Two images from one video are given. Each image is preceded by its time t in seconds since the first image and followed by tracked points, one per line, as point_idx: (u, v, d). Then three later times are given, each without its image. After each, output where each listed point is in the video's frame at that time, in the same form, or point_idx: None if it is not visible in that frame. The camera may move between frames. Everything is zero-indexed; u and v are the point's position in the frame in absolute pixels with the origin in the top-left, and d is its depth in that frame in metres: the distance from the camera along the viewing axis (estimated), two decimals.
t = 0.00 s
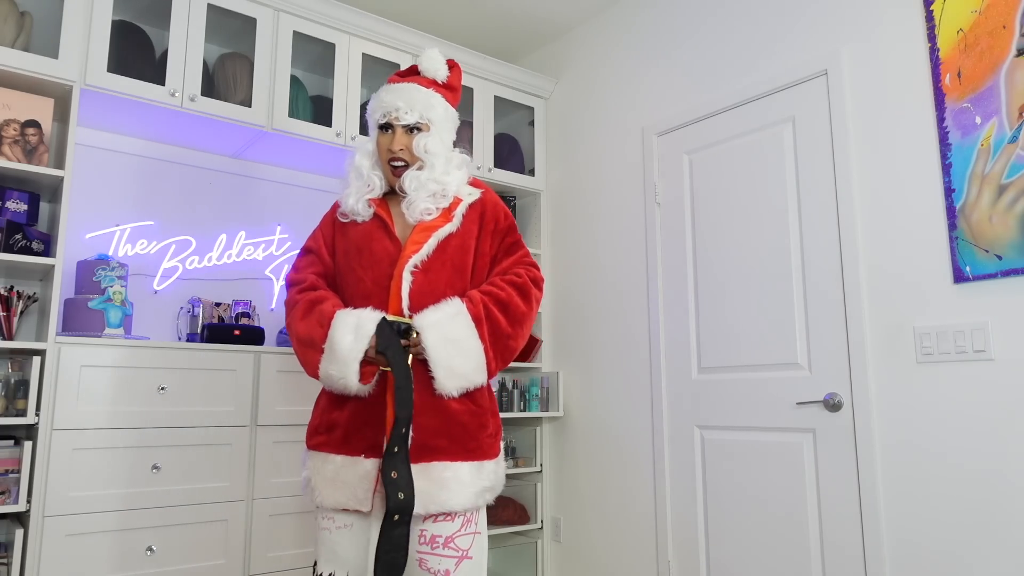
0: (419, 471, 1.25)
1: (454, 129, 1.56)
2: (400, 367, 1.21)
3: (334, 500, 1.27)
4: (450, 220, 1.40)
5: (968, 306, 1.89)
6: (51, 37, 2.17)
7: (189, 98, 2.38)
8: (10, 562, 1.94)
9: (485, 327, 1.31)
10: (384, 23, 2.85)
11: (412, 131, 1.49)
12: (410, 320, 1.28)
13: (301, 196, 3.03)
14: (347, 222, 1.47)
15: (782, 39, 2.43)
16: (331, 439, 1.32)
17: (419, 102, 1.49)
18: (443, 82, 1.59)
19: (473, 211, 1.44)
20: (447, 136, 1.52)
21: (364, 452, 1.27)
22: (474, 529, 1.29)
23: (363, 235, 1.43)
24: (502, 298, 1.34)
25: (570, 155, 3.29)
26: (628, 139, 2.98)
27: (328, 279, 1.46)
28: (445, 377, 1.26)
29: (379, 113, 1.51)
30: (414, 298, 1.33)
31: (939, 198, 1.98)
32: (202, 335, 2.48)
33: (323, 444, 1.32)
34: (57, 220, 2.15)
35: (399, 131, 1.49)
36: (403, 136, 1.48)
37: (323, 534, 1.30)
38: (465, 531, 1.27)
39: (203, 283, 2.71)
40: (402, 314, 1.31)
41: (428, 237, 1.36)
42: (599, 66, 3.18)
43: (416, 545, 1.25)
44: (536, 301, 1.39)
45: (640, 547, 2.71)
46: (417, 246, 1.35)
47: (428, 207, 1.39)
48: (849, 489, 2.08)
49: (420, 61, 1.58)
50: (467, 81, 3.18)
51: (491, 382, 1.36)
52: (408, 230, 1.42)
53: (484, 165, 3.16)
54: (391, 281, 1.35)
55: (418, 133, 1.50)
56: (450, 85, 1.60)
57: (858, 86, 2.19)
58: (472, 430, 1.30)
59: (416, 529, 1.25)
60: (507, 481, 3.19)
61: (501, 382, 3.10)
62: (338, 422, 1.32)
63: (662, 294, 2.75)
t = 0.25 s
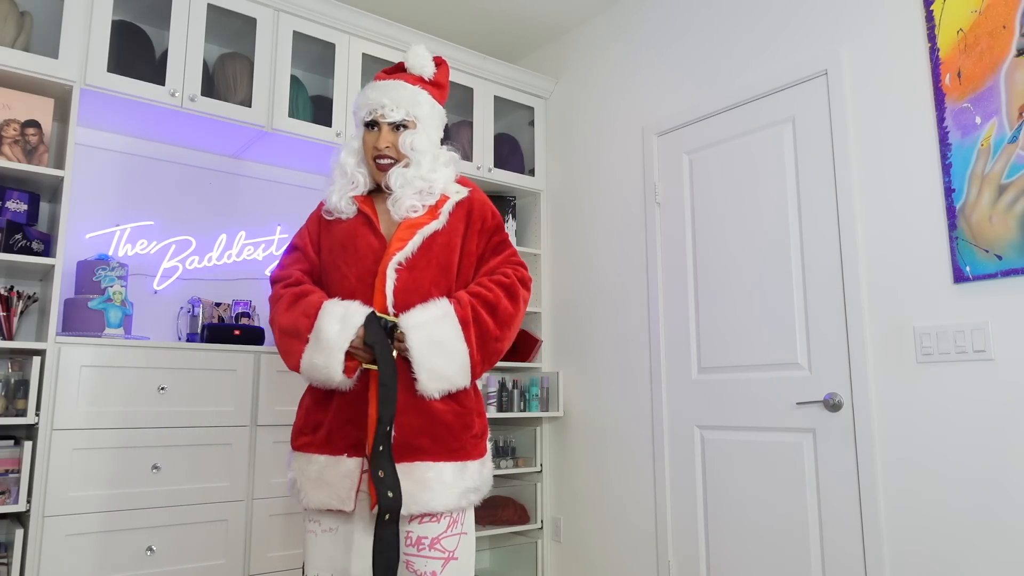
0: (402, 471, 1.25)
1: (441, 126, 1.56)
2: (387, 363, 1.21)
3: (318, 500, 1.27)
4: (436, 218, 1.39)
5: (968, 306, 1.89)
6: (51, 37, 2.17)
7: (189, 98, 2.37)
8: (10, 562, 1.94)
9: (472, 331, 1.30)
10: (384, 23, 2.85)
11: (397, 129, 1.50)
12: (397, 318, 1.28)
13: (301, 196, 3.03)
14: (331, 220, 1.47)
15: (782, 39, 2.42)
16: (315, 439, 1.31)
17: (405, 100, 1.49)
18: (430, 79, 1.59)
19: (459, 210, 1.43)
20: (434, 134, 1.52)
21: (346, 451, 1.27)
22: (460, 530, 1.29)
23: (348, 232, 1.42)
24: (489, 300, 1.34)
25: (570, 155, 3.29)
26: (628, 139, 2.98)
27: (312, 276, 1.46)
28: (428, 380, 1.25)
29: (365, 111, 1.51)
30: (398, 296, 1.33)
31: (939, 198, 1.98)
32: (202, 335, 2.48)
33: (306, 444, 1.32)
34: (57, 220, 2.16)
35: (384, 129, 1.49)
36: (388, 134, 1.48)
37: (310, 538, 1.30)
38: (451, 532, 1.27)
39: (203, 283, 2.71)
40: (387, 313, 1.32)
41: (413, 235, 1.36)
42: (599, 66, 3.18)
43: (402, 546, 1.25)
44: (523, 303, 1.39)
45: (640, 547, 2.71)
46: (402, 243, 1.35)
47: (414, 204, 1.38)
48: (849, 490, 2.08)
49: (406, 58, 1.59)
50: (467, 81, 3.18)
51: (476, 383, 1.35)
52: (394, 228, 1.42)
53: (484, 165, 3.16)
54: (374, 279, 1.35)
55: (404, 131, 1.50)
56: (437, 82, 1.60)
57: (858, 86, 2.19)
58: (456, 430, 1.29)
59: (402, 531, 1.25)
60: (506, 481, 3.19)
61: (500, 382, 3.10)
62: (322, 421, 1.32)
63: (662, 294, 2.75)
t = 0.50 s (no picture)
0: (396, 472, 1.25)
1: (435, 126, 1.56)
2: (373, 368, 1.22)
3: (312, 503, 1.26)
4: (428, 219, 1.40)
5: (968, 306, 1.89)
6: (51, 37, 2.17)
7: (189, 98, 2.37)
8: (10, 563, 1.94)
9: (458, 323, 1.29)
10: (384, 23, 2.85)
11: (391, 129, 1.49)
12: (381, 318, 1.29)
13: (301, 196, 3.03)
14: (325, 220, 1.47)
15: (783, 39, 2.42)
16: (308, 442, 1.31)
17: (399, 100, 1.48)
18: (424, 79, 1.58)
19: (450, 211, 1.43)
20: (428, 134, 1.52)
21: (340, 454, 1.27)
22: (456, 530, 1.29)
23: (341, 233, 1.42)
24: (477, 293, 1.33)
25: (570, 155, 3.29)
26: (628, 139, 2.98)
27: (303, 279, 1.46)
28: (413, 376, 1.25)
29: (359, 110, 1.51)
30: (389, 298, 1.33)
31: (939, 198, 1.98)
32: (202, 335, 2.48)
33: (300, 447, 1.31)
34: (57, 220, 2.15)
35: (378, 129, 1.48)
36: (382, 133, 1.47)
37: (305, 540, 1.30)
38: (447, 532, 1.27)
39: (203, 283, 2.71)
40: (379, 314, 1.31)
41: (405, 236, 1.36)
42: (598, 66, 3.18)
43: (399, 547, 1.25)
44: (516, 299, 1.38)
45: (640, 547, 2.71)
46: (394, 245, 1.35)
47: (405, 206, 1.38)
48: (849, 490, 2.08)
49: (401, 58, 1.58)
50: (467, 81, 3.19)
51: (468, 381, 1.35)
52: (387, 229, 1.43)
53: (484, 165, 3.16)
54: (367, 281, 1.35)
55: (398, 131, 1.49)
56: (431, 82, 1.60)
57: (858, 86, 2.19)
58: (449, 431, 1.30)
59: (398, 531, 1.25)
60: (506, 481, 3.19)
61: (500, 382, 3.10)
62: (316, 423, 1.31)
63: (662, 294, 2.75)
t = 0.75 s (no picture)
0: (393, 473, 1.25)
1: (430, 127, 1.56)
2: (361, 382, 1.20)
3: (311, 504, 1.26)
4: (425, 221, 1.39)
5: (968, 306, 1.89)
6: (51, 37, 2.17)
7: (189, 98, 2.37)
8: (10, 562, 1.94)
9: (450, 320, 1.30)
10: (384, 23, 2.85)
11: (386, 130, 1.50)
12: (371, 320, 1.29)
13: (300, 195, 3.02)
14: (323, 223, 1.46)
15: (783, 39, 2.42)
16: (306, 443, 1.31)
17: (393, 101, 1.49)
18: (419, 80, 1.59)
19: (446, 213, 1.43)
20: (423, 135, 1.52)
21: (339, 456, 1.27)
22: (455, 529, 1.29)
23: (339, 235, 1.42)
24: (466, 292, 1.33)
25: (570, 155, 3.29)
26: (628, 139, 2.98)
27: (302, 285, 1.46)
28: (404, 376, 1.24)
29: (353, 112, 1.51)
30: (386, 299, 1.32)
31: (939, 198, 1.98)
32: (202, 335, 2.48)
33: (298, 448, 1.31)
34: (57, 220, 2.16)
35: (373, 130, 1.49)
36: (377, 135, 1.48)
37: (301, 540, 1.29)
38: (446, 531, 1.27)
39: (203, 283, 2.71)
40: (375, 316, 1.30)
41: (402, 238, 1.36)
42: (598, 66, 3.18)
43: (399, 547, 1.26)
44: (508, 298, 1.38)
45: (640, 547, 2.71)
46: (391, 246, 1.35)
47: (403, 207, 1.38)
48: (849, 490, 2.08)
49: (395, 59, 1.58)
50: (467, 81, 3.19)
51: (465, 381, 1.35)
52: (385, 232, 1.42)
53: (484, 165, 3.16)
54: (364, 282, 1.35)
55: (393, 132, 1.50)
56: (426, 83, 1.60)
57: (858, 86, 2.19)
58: (446, 431, 1.29)
59: (398, 532, 1.26)
60: (506, 481, 3.19)
61: (500, 382, 3.10)
62: (314, 425, 1.31)
63: (662, 294, 2.74)
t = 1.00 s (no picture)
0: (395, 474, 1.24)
1: (429, 127, 1.56)
2: (362, 380, 1.19)
3: (315, 504, 1.26)
4: (426, 222, 1.40)
5: (968, 306, 1.89)
6: (51, 37, 2.17)
7: (189, 98, 2.37)
8: (10, 563, 1.94)
9: (450, 324, 1.29)
10: (384, 23, 2.85)
11: (385, 130, 1.50)
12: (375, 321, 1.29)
13: (301, 195, 3.03)
14: (321, 223, 1.47)
15: (783, 39, 2.42)
16: (309, 443, 1.30)
17: (393, 102, 1.49)
18: (418, 80, 1.59)
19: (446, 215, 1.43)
20: (423, 135, 1.52)
21: (341, 456, 1.26)
22: (456, 529, 1.29)
23: (339, 236, 1.42)
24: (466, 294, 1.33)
25: (570, 155, 3.29)
26: (628, 139, 2.98)
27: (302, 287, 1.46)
28: (406, 381, 1.24)
29: (353, 112, 1.51)
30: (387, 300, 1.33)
31: (939, 198, 1.98)
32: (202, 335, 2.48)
33: (300, 449, 1.31)
34: (57, 220, 2.15)
35: (372, 130, 1.49)
36: (377, 135, 1.48)
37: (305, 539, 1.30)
38: (447, 531, 1.28)
39: (203, 283, 2.71)
40: (378, 317, 1.31)
41: (403, 239, 1.36)
42: (598, 66, 3.18)
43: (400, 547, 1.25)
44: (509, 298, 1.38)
45: (640, 547, 2.71)
46: (392, 248, 1.35)
47: (404, 208, 1.38)
48: (849, 489, 2.08)
49: (394, 58, 1.58)
50: (467, 81, 3.19)
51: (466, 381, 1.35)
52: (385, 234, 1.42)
53: (484, 165, 3.16)
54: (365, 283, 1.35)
55: (393, 132, 1.50)
56: (425, 83, 1.60)
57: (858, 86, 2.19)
58: (447, 431, 1.29)
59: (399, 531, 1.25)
60: (506, 481, 3.19)
61: (500, 382, 3.10)
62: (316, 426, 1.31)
63: (662, 294, 2.75)
